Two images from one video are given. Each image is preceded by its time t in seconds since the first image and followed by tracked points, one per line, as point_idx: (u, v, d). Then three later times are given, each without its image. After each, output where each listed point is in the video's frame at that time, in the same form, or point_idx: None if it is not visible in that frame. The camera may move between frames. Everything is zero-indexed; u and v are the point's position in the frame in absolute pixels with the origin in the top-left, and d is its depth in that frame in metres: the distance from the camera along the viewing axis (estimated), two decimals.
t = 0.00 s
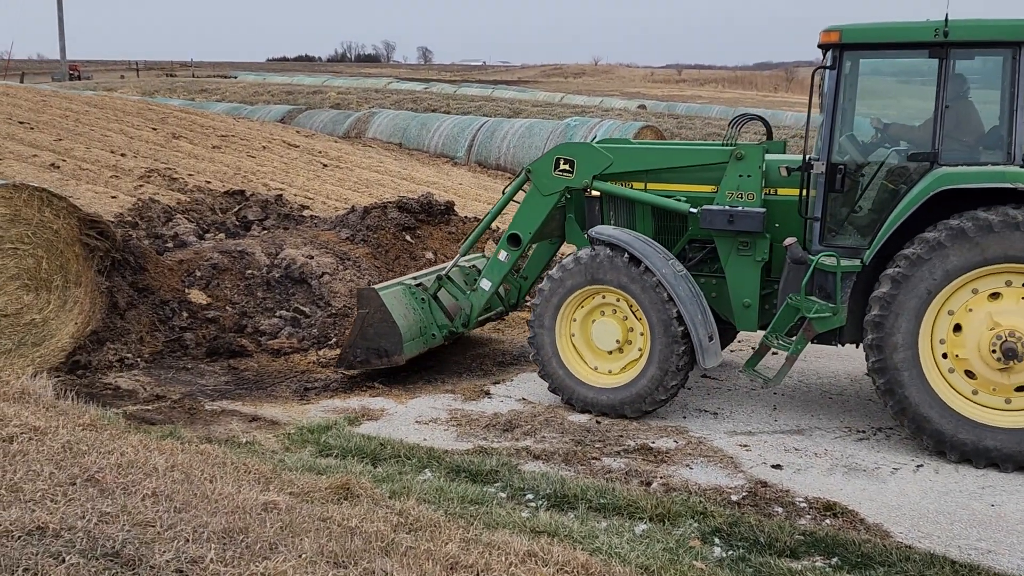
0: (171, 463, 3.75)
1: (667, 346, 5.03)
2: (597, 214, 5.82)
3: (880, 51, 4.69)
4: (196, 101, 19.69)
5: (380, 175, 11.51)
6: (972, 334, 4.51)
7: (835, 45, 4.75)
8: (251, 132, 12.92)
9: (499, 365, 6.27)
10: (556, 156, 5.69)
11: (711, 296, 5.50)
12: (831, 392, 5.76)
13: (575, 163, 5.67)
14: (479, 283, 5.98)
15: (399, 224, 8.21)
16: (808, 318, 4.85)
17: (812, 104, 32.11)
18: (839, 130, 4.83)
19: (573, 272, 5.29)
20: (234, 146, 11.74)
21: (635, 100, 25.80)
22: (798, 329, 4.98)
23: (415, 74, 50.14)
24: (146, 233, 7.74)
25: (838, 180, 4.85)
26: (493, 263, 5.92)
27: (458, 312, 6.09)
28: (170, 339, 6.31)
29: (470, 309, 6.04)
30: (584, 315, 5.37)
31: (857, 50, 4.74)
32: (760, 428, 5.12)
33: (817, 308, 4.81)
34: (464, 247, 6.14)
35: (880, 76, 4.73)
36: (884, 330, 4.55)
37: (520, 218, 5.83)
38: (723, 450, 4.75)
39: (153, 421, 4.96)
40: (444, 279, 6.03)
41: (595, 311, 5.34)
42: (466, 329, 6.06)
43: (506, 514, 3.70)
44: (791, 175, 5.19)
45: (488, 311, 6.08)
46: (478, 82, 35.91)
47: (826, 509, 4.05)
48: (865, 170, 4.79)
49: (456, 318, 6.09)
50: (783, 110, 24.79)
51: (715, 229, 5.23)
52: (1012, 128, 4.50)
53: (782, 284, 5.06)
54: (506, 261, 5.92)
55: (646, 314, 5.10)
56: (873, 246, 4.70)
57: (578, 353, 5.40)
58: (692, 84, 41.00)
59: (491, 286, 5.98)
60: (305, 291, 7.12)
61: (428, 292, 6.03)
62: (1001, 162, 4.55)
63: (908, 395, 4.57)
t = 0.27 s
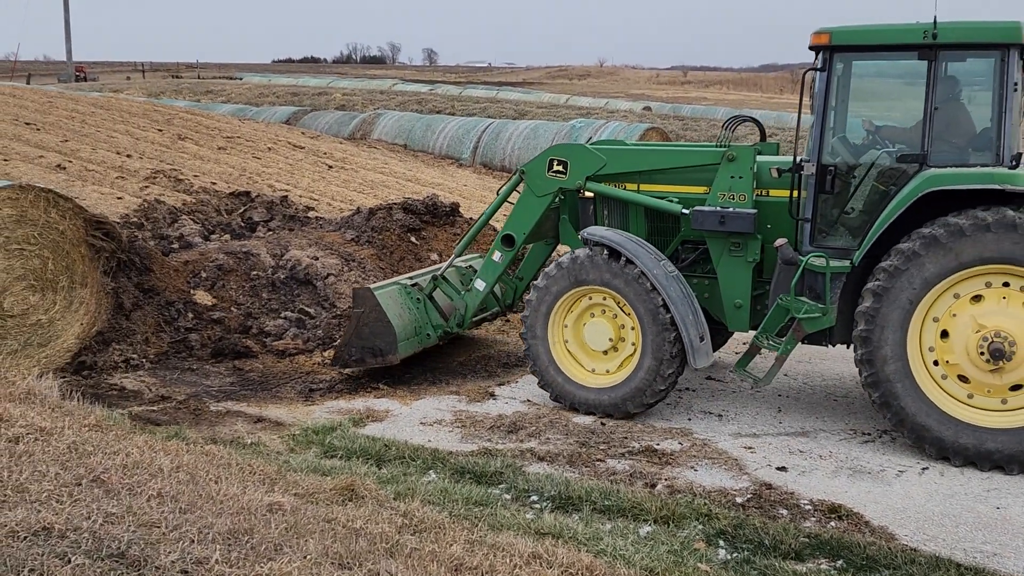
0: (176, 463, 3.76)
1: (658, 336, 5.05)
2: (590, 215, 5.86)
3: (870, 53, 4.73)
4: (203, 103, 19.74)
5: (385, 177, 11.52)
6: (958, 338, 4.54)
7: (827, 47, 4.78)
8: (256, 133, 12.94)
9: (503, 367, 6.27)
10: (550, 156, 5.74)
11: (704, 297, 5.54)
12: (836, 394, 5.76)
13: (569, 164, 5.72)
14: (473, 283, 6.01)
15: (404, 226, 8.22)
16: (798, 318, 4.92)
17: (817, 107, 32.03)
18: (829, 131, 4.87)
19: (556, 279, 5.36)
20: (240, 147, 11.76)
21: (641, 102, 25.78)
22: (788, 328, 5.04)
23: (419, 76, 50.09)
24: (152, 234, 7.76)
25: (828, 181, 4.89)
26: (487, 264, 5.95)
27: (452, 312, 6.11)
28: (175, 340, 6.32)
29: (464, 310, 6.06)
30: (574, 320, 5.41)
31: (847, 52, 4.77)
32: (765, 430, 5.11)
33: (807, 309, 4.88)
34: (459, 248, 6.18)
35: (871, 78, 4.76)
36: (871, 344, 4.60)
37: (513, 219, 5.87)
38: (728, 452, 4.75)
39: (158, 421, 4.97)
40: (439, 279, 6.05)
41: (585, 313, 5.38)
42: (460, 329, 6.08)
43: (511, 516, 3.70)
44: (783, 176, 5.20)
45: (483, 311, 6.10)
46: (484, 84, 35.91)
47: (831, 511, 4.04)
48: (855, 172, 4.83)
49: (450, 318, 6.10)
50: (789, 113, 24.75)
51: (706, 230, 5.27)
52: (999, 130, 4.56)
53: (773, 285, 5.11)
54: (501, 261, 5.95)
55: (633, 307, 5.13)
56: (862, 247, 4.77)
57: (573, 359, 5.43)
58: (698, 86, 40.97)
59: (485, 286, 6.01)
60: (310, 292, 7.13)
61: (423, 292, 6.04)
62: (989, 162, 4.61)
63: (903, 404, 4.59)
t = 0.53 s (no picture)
0: (179, 465, 3.77)
1: (647, 325, 5.10)
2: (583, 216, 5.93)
3: (859, 55, 4.76)
4: (206, 104, 19.76)
5: (388, 179, 11.53)
6: (944, 342, 4.57)
7: (816, 49, 4.82)
8: (259, 135, 12.95)
9: (506, 369, 6.28)
10: (542, 158, 5.75)
11: (696, 297, 5.58)
12: (839, 396, 5.75)
13: (560, 165, 5.73)
14: (467, 283, 6.03)
15: (407, 228, 8.23)
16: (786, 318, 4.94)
17: (820, 109, 32.01)
18: (818, 133, 4.91)
19: (542, 287, 5.43)
20: (243, 149, 11.78)
21: (645, 104, 25.76)
22: (778, 329, 5.05)
23: (422, 78, 50.11)
24: (155, 236, 7.77)
25: (817, 182, 4.94)
26: (481, 264, 5.97)
27: (446, 312, 6.14)
28: (179, 342, 6.33)
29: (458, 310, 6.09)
30: (565, 324, 5.46)
31: (837, 55, 4.81)
32: (768, 432, 5.11)
33: (795, 309, 4.90)
34: (453, 247, 6.19)
35: (861, 80, 4.80)
36: (859, 357, 4.66)
37: (505, 220, 5.87)
38: (732, 454, 4.75)
39: (161, 423, 4.97)
40: (434, 279, 6.06)
41: (574, 315, 5.43)
42: (454, 329, 6.11)
43: (513, 518, 3.70)
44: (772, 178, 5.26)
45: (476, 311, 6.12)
46: (487, 86, 35.91)
47: (834, 514, 4.04)
48: (843, 173, 4.88)
49: (444, 318, 6.13)
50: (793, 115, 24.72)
51: (697, 231, 5.32)
52: (988, 131, 4.60)
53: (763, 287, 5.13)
54: (494, 262, 5.97)
55: (619, 301, 5.19)
56: (851, 247, 4.79)
57: (569, 364, 5.46)
58: (702, 88, 40.96)
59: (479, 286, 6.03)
60: (313, 294, 7.14)
61: (418, 291, 6.06)
62: (978, 163, 4.64)
63: (896, 412, 4.62)
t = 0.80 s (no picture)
0: (182, 467, 3.77)
1: (635, 315, 5.15)
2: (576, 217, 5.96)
3: (847, 57, 4.79)
4: (209, 106, 19.77)
5: (390, 181, 11.53)
6: (931, 347, 4.60)
7: (805, 51, 4.84)
8: (262, 137, 12.96)
9: (508, 370, 6.27)
10: (535, 159, 5.75)
11: (687, 298, 5.63)
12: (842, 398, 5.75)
13: (553, 167, 5.73)
14: (460, 284, 6.03)
15: (409, 230, 8.24)
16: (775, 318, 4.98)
17: (824, 111, 32.00)
18: (806, 134, 4.93)
19: (528, 294, 5.48)
20: (246, 151, 11.79)
21: (648, 106, 25.75)
22: (767, 329, 5.09)
23: (425, 80, 50.13)
24: (158, 238, 7.77)
25: (806, 183, 4.97)
26: (473, 265, 5.96)
27: (440, 313, 6.14)
28: (181, 344, 6.33)
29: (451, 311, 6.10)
30: (556, 329, 5.50)
31: (825, 56, 4.83)
32: (771, 434, 5.10)
33: (782, 310, 4.93)
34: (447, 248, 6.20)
35: (849, 80, 4.82)
36: (850, 370, 4.69)
37: (498, 221, 5.87)
38: (734, 456, 4.74)
39: (163, 425, 4.97)
40: (427, 280, 6.09)
41: (563, 318, 5.48)
42: (447, 330, 6.11)
43: (516, 520, 3.70)
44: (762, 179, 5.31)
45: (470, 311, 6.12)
46: (490, 88, 35.91)
47: (837, 516, 4.03)
48: (832, 174, 4.91)
49: (438, 319, 6.13)
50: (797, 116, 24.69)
51: (687, 232, 5.34)
52: (975, 132, 4.63)
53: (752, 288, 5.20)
54: (487, 263, 5.96)
55: (604, 296, 5.25)
56: (840, 248, 4.80)
57: (565, 367, 5.48)
58: (704, 89, 40.94)
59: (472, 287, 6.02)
60: (315, 295, 7.14)
61: (412, 292, 6.07)
62: (966, 164, 4.67)
63: (893, 421, 4.63)
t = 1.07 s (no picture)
0: (184, 469, 3.77)
1: (620, 307, 5.19)
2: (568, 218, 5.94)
3: (835, 59, 4.83)
4: (213, 108, 19.80)
5: (393, 182, 11.54)
6: (920, 351, 4.62)
7: (794, 54, 4.88)
8: (265, 139, 12.97)
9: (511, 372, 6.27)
10: (527, 158, 5.76)
11: (679, 298, 5.64)
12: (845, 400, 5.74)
13: (544, 166, 5.74)
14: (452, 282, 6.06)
15: (412, 232, 8.25)
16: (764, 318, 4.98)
17: (827, 112, 31.97)
18: (796, 136, 4.97)
19: (515, 304, 5.51)
20: (249, 153, 11.80)
21: (652, 108, 25.76)
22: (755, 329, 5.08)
23: (428, 82, 50.18)
24: (160, 240, 7.78)
25: (795, 185, 5.00)
26: (464, 263, 5.98)
27: (431, 311, 6.18)
28: (184, 345, 6.33)
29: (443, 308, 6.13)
30: (547, 334, 5.53)
31: (814, 58, 4.87)
32: (774, 436, 5.10)
33: (772, 310, 4.94)
34: (439, 247, 6.22)
35: (838, 82, 4.85)
36: (842, 382, 4.72)
37: (490, 220, 5.88)
38: (737, 458, 4.74)
39: (166, 427, 4.98)
40: (420, 278, 6.12)
41: (553, 321, 5.51)
42: (438, 328, 6.15)
43: (518, 522, 3.70)
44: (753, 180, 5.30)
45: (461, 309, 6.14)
46: (493, 90, 35.94)
47: (839, 518, 4.03)
48: (820, 176, 4.94)
49: (429, 316, 6.17)
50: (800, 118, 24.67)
51: (678, 233, 5.35)
52: (962, 134, 4.67)
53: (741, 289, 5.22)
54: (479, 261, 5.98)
55: (589, 293, 5.29)
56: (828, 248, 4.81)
57: (561, 371, 5.50)
58: (707, 91, 40.93)
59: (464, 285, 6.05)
60: (318, 297, 7.15)
61: (404, 289, 6.11)
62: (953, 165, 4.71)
63: (891, 429, 4.65)
